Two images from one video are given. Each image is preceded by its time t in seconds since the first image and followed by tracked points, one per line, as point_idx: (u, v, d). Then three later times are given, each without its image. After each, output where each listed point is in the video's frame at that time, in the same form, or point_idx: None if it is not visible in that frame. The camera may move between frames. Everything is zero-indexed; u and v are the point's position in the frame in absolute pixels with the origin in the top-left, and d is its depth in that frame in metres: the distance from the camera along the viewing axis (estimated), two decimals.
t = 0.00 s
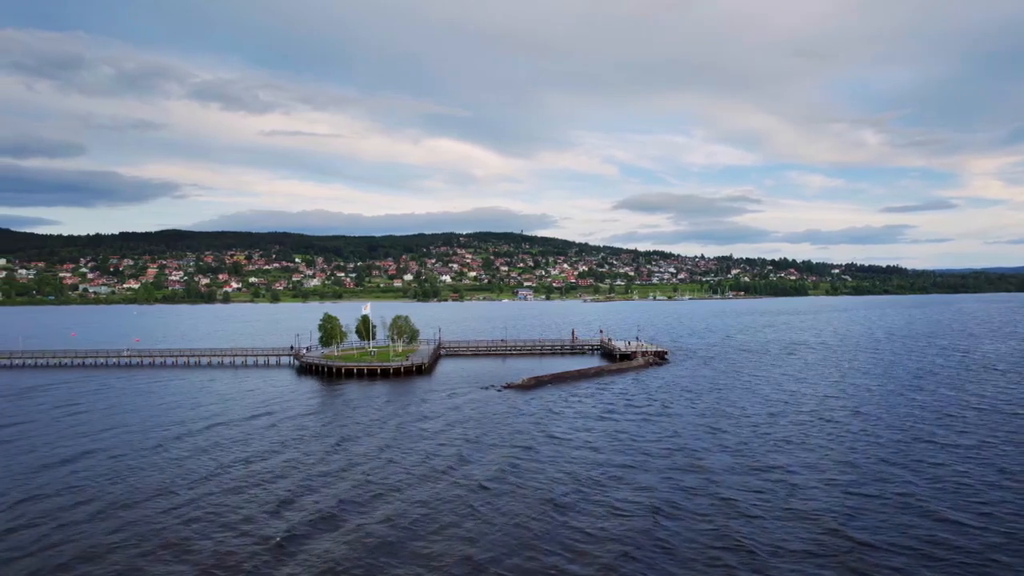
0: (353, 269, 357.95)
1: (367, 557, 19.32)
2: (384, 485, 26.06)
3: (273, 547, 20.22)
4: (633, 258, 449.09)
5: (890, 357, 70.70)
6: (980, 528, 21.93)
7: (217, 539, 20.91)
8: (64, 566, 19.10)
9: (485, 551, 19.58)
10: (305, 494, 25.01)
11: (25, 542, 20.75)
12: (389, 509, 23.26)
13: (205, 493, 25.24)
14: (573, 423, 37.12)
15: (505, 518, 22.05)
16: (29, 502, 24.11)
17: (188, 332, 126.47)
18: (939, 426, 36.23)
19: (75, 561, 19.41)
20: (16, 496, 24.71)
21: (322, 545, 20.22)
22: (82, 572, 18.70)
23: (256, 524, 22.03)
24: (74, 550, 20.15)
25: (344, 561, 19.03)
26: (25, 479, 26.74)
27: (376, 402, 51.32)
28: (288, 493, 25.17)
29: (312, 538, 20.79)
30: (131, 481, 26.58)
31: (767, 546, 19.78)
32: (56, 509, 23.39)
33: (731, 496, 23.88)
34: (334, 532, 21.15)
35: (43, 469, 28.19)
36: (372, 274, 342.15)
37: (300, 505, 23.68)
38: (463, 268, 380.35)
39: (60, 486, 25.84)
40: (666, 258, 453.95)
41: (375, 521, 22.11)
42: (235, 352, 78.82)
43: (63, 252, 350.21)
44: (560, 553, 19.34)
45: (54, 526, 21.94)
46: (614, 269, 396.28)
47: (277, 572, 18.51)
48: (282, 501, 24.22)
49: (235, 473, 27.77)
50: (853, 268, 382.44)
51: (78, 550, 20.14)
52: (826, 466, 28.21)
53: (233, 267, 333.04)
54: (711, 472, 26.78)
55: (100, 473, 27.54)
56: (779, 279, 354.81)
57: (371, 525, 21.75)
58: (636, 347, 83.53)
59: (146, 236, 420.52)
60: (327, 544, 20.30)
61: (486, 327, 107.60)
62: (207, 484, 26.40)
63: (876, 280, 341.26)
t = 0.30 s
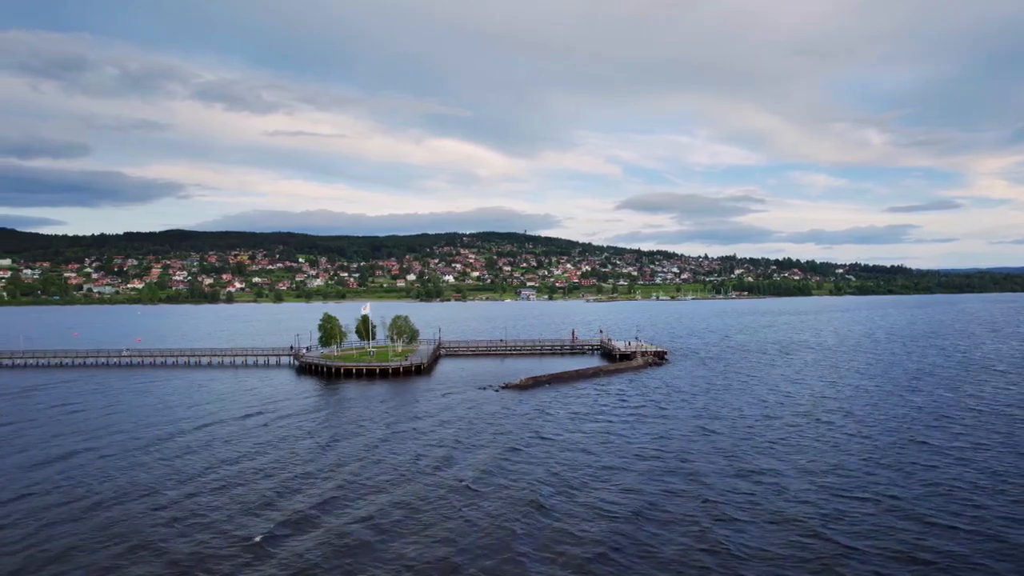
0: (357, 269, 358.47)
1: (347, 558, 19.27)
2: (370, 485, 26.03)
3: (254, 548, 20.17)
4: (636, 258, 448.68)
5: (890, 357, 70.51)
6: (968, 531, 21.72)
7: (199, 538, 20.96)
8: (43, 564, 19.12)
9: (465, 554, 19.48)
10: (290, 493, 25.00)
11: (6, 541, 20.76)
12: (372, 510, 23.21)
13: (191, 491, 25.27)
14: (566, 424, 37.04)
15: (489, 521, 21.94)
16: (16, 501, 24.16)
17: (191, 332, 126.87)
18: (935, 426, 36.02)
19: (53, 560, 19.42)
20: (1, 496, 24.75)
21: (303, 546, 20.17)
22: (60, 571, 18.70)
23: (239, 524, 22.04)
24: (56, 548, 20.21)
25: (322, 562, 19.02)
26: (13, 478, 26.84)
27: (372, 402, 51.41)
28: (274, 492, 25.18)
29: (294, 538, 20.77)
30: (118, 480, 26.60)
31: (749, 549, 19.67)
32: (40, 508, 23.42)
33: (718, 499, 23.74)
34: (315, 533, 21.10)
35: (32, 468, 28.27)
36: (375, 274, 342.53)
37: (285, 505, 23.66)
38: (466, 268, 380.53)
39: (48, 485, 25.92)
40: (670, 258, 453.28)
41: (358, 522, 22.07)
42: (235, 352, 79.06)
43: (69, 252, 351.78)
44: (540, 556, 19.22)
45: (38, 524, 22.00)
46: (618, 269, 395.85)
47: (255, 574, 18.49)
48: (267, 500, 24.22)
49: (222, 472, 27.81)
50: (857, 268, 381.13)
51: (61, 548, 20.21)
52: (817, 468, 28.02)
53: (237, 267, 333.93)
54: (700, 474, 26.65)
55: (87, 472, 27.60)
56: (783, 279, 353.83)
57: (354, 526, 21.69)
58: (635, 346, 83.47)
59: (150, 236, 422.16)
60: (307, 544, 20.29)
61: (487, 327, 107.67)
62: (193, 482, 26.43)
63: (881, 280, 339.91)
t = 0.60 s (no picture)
0: (360, 269, 358.94)
1: (326, 558, 19.25)
2: (356, 485, 26.01)
3: (235, 547, 20.18)
4: (640, 258, 448.27)
5: (890, 357, 70.28)
6: (954, 534, 21.55)
7: (182, 538, 20.98)
8: (24, 564, 19.15)
9: (446, 556, 19.42)
10: (276, 493, 24.99)
11: None
12: (356, 510, 23.19)
13: (177, 490, 25.28)
14: (559, 424, 36.97)
15: (472, 522, 21.87)
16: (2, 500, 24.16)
17: (193, 332, 127.20)
18: (930, 427, 35.80)
19: (35, 560, 19.44)
20: None
21: (284, 547, 20.17)
22: (40, 571, 18.72)
23: (222, 524, 22.04)
24: (39, 548, 20.22)
25: (302, 562, 19.01)
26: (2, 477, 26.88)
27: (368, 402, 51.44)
28: (260, 492, 25.17)
29: (275, 538, 20.77)
30: (105, 479, 26.64)
31: (731, 552, 19.58)
32: (26, 508, 23.43)
33: (704, 501, 23.63)
34: (298, 533, 21.12)
35: (21, 467, 28.33)
36: (379, 274, 342.91)
37: (270, 505, 23.65)
38: (469, 268, 380.84)
39: (35, 485, 25.95)
40: (673, 258, 452.74)
41: (344, 522, 22.15)
42: (235, 352, 79.20)
43: (73, 253, 353.12)
44: (521, 558, 19.16)
45: (23, 524, 22.01)
46: (621, 269, 395.40)
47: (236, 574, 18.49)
48: (253, 500, 24.21)
49: (210, 472, 27.85)
50: (861, 267, 379.95)
51: (44, 547, 20.26)
52: (806, 468, 27.99)
53: (240, 267, 334.71)
54: (688, 476, 26.55)
55: (76, 472, 27.65)
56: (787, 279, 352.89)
57: (339, 526, 21.75)
58: (635, 346, 83.38)
59: (155, 236, 423.58)
60: (289, 544, 20.29)
61: (487, 327, 107.75)
62: (179, 482, 26.45)
63: (885, 280, 338.78)
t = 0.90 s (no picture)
0: (363, 269, 359.08)
1: (308, 558, 19.22)
2: (343, 485, 25.97)
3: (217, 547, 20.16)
4: (643, 258, 447.57)
5: (890, 358, 70.00)
6: (942, 537, 21.41)
7: (165, 537, 21.00)
8: (5, 562, 19.19)
9: (427, 556, 19.41)
10: (263, 492, 24.96)
11: None
12: (341, 510, 23.17)
13: (164, 489, 25.33)
14: (552, 425, 36.87)
15: (457, 524, 21.82)
16: None
17: (195, 332, 127.51)
18: (924, 428, 35.67)
19: (17, 558, 19.49)
20: None
21: (266, 546, 20.16)
22: (21, 569, 18.75)
23: (206, 523, 22.03)
24: (22, 546, 20.27)
25: (283, 562, 19.00)
26: None
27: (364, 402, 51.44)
28: (246, 491, 25.19)
29: (257, 538, 20.75)
30: (93, 478, 26.68)
31: (715, 556, 19.48)
32: (12, 506, 23.50)
33: (691, 504, 23.54)
34: (281, 533, 21.07)
35: (10, 466, 28.42)
36: (382, 274, 343.14)
37: (255, 504, 23.66)
38: (472, 268, 380.88)
39: (24, 483, 26.02)
40: (677, 257, 451.86)
41: (328, 522, 22.13)
42: (235, 352, 79.36)
43: (78, 252, 354.50)
44: (503, 560, 19.10)
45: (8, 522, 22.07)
46: (624, 269, 394.86)
47: (216, 573, 18.53)
48: (238, 499, 24.23)
49: (199, 471, 27.85)
50: (865, 267, 378.87)
51: (27, 546, 20.31)
52: (796, 470, 27.90)
53: (244, 267, 335.46)
54: (677, 478, 26.44)
55: (66, 470, 27.74)
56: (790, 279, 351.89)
57: (322, 526, 21.75)
58: (634, 347, 83.23)
59: (159, 236, 425.01)
60: (271, 543, 20.29)
61: (488, 327, 107.76)
62: (166, 481, 26.45)
63: (889, 279, 337.40)
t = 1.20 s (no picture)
0: (367, 269, 359.54)
1: (287, 558, 19.23)
2: (330, 485, 25.96)
3: (200, 545, 20.23)
4: (647, 258, 447.08)
5: (890, 358, 69.73)
6: (929, 533, 21.28)
7: (146, 535, 21.04)
8: None
9: (405, 556, 19.42)
10: (247, 491, 24.99)
11: None
12: (326, 509, 23.18)
13: (149, 487, 25.39)
14: (545, 425, 36.78)
15: (441, 524, 21.81)
16: None
17: (198, 332, 127.94)
18: (917, 428, 35.48)
19: None
20: None
21: (246, 546, 20.16)
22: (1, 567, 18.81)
23: (189, 521, 22.07)
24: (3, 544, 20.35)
25: (264, 562, 19.01)
26: None
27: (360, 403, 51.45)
28: (231, 489, 25.22)
29: (240, 536, 20.80)
30: (82, 476, 26.76)
31: (698, 557, 19.37)
32: None
33: (677, 506, 23.44)
34: (263, 532, 21.08)
35: None
36: (385, 274, 343.56)
37: (238, 503, 23.70)
38: (476, 268, 381.27)
39: (12, 481, 26.14)
40: (680, 257, 451.27)
41: (309, 521, 22.14)
42: (235, 352, 79.59)
43: (83, 252, 356.04)
44: (485, 561, 19.06)
45: None
46: (628, 269, 394.50)
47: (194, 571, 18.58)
48: (222, 497, 24.26)
49: (187, 468, 27.96)
50: (870, 267, 377.76)
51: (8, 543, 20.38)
52: (783, 469, 27.80)
53: (247, 267, 336.37)
54: (665, 479, 26.38)
55: (54, 468, 27.84)
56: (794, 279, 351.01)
57: (304, 525, 21.76)
58: (634, 347, 83.08)
59: (164, 236, 426.59)
60: (253, 543, 20.29)
61: (488, 327, 107.79)
62: (153, 478, 26.52)
63: (893, 279, 336.27)
